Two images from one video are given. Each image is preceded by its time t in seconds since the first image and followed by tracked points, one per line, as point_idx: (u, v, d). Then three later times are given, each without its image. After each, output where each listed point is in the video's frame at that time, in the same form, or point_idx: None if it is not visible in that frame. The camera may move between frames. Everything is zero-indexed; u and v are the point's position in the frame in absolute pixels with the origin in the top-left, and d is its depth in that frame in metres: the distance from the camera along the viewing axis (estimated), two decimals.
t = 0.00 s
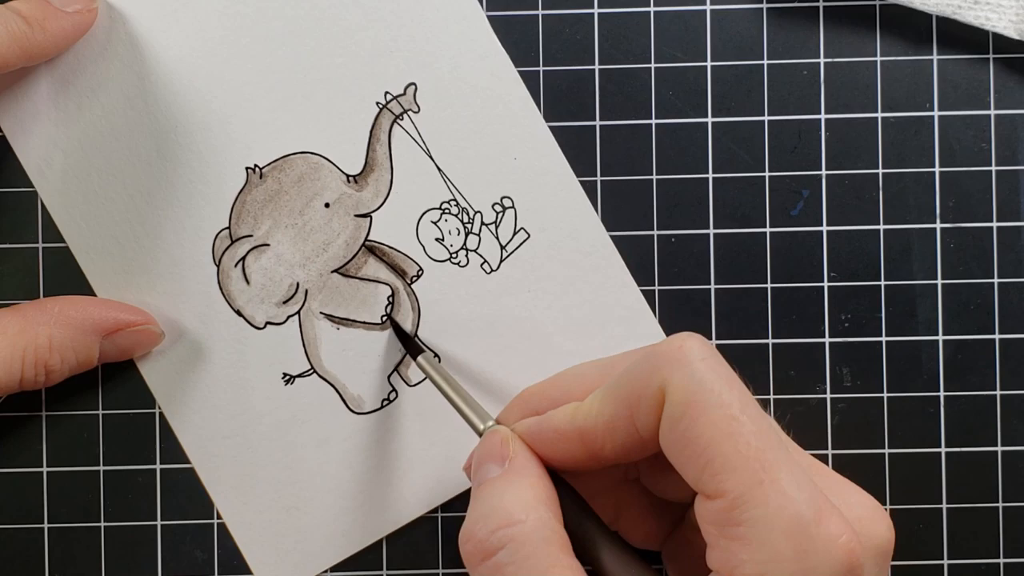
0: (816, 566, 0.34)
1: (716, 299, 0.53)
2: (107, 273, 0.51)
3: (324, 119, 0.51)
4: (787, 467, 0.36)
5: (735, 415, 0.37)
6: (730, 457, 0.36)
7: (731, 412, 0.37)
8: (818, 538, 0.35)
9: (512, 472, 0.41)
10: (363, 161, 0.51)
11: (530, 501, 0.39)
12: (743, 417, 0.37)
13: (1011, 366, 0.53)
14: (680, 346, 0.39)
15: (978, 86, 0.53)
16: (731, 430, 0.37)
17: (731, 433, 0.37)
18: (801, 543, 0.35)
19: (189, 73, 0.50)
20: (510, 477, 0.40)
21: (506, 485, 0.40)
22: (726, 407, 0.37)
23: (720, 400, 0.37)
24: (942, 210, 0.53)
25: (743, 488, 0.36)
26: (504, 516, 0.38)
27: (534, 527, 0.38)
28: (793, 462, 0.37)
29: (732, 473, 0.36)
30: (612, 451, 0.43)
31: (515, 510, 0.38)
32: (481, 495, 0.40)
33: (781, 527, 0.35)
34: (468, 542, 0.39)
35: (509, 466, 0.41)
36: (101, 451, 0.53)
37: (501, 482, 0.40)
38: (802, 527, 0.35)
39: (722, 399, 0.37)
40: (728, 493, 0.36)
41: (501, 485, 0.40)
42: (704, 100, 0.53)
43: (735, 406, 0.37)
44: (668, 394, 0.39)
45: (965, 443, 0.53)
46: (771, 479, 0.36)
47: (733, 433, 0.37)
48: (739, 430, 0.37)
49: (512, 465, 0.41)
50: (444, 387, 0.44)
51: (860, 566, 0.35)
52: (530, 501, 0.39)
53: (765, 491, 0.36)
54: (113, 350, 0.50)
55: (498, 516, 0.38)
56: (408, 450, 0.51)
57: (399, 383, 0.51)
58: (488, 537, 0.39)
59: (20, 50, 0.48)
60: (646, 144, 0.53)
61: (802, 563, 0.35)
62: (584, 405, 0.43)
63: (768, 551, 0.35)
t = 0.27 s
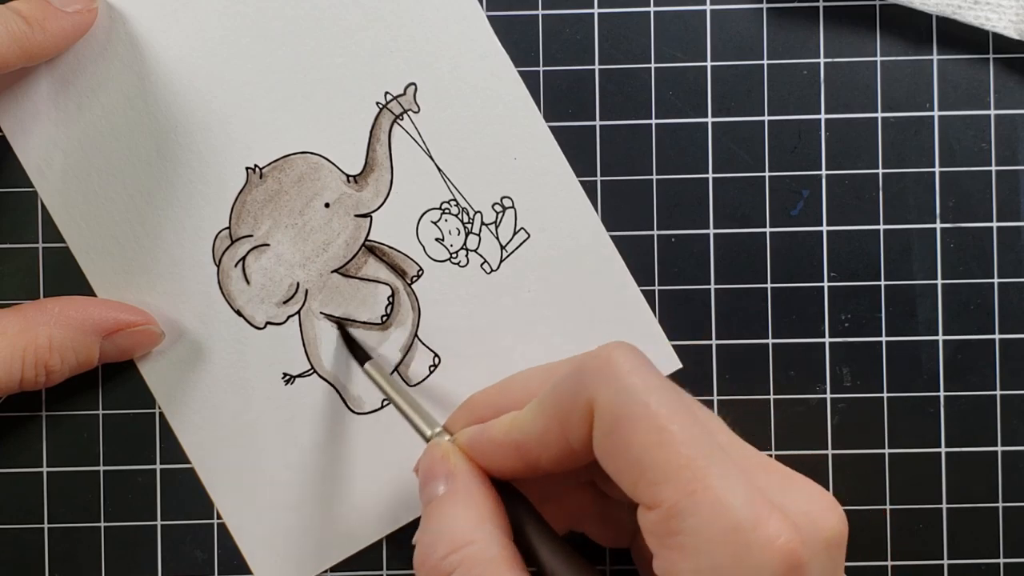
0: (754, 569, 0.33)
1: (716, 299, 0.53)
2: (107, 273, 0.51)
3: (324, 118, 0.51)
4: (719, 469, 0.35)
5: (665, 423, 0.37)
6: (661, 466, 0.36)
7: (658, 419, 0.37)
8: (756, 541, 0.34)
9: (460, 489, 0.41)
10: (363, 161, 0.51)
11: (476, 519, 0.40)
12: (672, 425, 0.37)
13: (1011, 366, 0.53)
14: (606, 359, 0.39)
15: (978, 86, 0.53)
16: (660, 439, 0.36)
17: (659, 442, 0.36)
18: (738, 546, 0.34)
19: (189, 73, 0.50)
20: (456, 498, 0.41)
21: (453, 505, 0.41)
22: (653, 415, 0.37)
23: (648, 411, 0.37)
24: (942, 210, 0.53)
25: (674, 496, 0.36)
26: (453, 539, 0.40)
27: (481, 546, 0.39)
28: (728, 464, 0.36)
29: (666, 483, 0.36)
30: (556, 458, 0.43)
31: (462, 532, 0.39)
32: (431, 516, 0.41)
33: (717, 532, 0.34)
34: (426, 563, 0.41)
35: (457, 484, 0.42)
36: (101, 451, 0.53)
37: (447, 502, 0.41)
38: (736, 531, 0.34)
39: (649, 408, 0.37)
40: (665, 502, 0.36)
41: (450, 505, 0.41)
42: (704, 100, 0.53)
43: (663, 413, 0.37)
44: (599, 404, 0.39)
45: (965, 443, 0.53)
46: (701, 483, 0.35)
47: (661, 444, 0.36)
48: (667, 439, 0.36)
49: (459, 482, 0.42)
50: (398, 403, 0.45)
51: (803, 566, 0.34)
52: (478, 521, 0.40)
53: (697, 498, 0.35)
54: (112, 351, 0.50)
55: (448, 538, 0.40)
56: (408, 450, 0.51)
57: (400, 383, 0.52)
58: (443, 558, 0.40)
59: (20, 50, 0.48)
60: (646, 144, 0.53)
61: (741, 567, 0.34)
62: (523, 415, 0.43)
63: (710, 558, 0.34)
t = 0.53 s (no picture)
0: (747, 538, 0.34)
1: (717, 299, 0.53)
2: (107, 273, 0.51)
3: (324, 118, 0.51)
4: (707, 441, 0.36)
5: (654, 399, 0.37)
6: (652, 443, 0.36)
7: (647, 394, 0.37)
8: (747, 508, 0.34)
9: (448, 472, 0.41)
10: (363, 161, 0.51)
11: (466, 502, 0.39)
12: (661, 401, 0.37)
13: (1012, 366, 0.53)
14: (591, 338, 0.39)
15: (978, 86, 0.53)
16: (651, 415, 0.37)
17: (649, 417, 0.37)
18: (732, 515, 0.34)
19: (189, 73, 0.50)
20: (445, 481, 0.40)
21: (443, 490, 0.40)
22: (640, 391, 0.37)
23: (637, 389, 0.37)
24: (942, 210, 0.53)
25: (666, 469, 0.36)
26: (443, 521, 0.39)
27: (475, 530, 0.38)
28: (715, 435, 0.36)
29: (658, 459, 0.36)
30: (540, 443, 0.43)
31: (454, 516, 0.39)
32: (420, 501, 0.40)
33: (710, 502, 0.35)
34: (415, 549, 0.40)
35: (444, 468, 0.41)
36: (101, 451, 0.53)
37: (436, 488, 0.40)
38: (727, 500, 0.34)
39: (638, 384, 0.37)
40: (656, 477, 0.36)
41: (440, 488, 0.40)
42: (704, 100, 0.53)
43: (651, 389, 0.37)
44: (584, 383, 0.39)
45: (965, 443, 0.53)
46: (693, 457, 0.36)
47: (652, 419, 0.37)
48: (657, 414, 0.37)
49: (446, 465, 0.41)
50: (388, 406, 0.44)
51: (793, 531, 0.35)
52: (468, 504, 0.39)
53: (690, 470, 0.35)
54: (112, 351, 0.50)
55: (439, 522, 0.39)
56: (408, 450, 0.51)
57: (399, 383, 0.52)
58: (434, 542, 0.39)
59: (21, 50, 0.48)
60: (646, 144, 0.53)
61: (734, 536, 0.34)
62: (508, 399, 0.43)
63: (703, 528, 0.35)
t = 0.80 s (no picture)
0: (802, 552, 0.34)
1: (716, 299, 0.53)
2: (107, 273, 0.51)
3: (324, 118, 0.51)
4: (761, 455, 0.36)
5: (705, 412, 0.37)
6: (704, 455, 0.36)
7: (701, 407, 0.37)
8: (804, 520, 0.34)
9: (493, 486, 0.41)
10: (363, 161, 0.51)
11: (509, 517, 0.39)
12: (713, 414, 0.37)
13: (1012, 366, 0.53)
14: (642, 352, 0.39)
15: (978, 86, 0.53)
16: (702, 427, 0.37)
17: (701, 429, 0.37)
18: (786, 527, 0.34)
19: (189, 73, 0.50)
20: (490, 495, 0.40)
21: (487, 503, 0.40)
22: (694, 403, 0.38)
23: (688, 401, 0.38)
24: (942, 210, 0.53)
25: (720, 481, 0.36)
26: (486, 534, 0.39)
27: (513, 543, 0.38)
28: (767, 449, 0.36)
29: (711, 470, 0.36)
30: (590, 461, 0.43)
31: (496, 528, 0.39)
32: (463, 514, 0.41)
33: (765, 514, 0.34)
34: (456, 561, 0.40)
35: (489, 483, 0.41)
36: (101, 451, 0.53)
37: (479, 502, 0.40)
38: (781, 511, 0.34)
39: (690, 396, 0.38)
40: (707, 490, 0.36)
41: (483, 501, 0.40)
42: (704, 100, 0.53)
43: (702, 402, 0.38)
44: (636, 398, 0.39)
45: (965, 443, 0.53)
46: (745, 469, 0.36)
47: (704, 432, 0.37)
48: (709, 426, 0.37)
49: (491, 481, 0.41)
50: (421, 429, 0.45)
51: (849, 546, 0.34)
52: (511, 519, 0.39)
53: (742, 482, 0.35)
54: (112, 351, 0.50)
55: (482, 533, 0.39)
56: (408, 451, 0.51)
57: (399, 383, 0.51)
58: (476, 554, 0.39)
59: (20, 50, 0.48)
60: (646, 144, 0.53)
61: (789, 549, 0.34)
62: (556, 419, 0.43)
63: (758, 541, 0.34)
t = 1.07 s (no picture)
0: (832, 563, 0.34)
1: (716, 299, 0.53)
2: (108, 273, 0.51)
3: (323, 118, 0.51)
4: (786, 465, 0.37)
5: (730, 422, 0.38)
6: (732, 465, 0.37)
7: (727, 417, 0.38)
8: (831, 529, 0.35)
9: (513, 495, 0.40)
10: (363, 161, 0.51)
11: (523, 524, 0.38)
12: (738, 424, 0.38)
13: (1012, 366, 0.53)
14: (667, 363, 0.39)
15: (978, 86, 0.53)
16: (728, 437, 0.37)
17: (728, 439, 0.37)
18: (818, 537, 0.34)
19: (189, 73, 0.50)
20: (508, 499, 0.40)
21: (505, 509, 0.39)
22: (721, 414, 0.38)
23: (712, 412, 0.38)
24: (942, 210, 0.53)
25: (748, 491, 0.36)
26: (501, 540, 0.38)
27: (523, 550, 0.37)
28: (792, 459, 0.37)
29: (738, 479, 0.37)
30: (614, 473, 0.42)
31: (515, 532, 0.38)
32: (480, 521, 0.40)
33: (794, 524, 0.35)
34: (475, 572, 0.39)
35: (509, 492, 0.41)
36: (101, 451, 0.53)
37: (499, 508, 0.40)
38: (810, 520, 0.35)
39: (715, 407, 0.38)
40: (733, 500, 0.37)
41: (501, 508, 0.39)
42: (704, 100, 0.53)
43: (727, 412, 0.38)
44: (661, 409, 0.39)
45: (965, 443, 0.53)
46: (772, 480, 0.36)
47: (729, 442, 0.37)
48: (734, 437, 0.37)
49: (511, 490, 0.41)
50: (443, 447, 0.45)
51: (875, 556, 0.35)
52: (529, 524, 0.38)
53: (770, 492, 0.36)
54: (112, 351, 0.50)
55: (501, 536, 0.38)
56: (408, 451, 0.51)
57: (399, 383, 0.51)
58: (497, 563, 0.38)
59: (20, 50, 0.48)
60: (646, 144, 0.53)
61: (818, 558, 0.34)
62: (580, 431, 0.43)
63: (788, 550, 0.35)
